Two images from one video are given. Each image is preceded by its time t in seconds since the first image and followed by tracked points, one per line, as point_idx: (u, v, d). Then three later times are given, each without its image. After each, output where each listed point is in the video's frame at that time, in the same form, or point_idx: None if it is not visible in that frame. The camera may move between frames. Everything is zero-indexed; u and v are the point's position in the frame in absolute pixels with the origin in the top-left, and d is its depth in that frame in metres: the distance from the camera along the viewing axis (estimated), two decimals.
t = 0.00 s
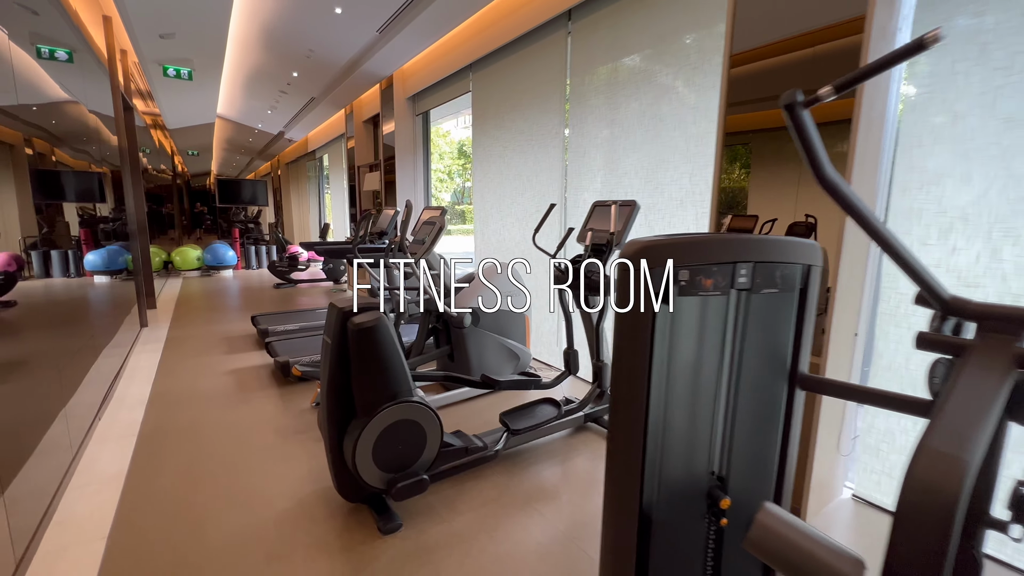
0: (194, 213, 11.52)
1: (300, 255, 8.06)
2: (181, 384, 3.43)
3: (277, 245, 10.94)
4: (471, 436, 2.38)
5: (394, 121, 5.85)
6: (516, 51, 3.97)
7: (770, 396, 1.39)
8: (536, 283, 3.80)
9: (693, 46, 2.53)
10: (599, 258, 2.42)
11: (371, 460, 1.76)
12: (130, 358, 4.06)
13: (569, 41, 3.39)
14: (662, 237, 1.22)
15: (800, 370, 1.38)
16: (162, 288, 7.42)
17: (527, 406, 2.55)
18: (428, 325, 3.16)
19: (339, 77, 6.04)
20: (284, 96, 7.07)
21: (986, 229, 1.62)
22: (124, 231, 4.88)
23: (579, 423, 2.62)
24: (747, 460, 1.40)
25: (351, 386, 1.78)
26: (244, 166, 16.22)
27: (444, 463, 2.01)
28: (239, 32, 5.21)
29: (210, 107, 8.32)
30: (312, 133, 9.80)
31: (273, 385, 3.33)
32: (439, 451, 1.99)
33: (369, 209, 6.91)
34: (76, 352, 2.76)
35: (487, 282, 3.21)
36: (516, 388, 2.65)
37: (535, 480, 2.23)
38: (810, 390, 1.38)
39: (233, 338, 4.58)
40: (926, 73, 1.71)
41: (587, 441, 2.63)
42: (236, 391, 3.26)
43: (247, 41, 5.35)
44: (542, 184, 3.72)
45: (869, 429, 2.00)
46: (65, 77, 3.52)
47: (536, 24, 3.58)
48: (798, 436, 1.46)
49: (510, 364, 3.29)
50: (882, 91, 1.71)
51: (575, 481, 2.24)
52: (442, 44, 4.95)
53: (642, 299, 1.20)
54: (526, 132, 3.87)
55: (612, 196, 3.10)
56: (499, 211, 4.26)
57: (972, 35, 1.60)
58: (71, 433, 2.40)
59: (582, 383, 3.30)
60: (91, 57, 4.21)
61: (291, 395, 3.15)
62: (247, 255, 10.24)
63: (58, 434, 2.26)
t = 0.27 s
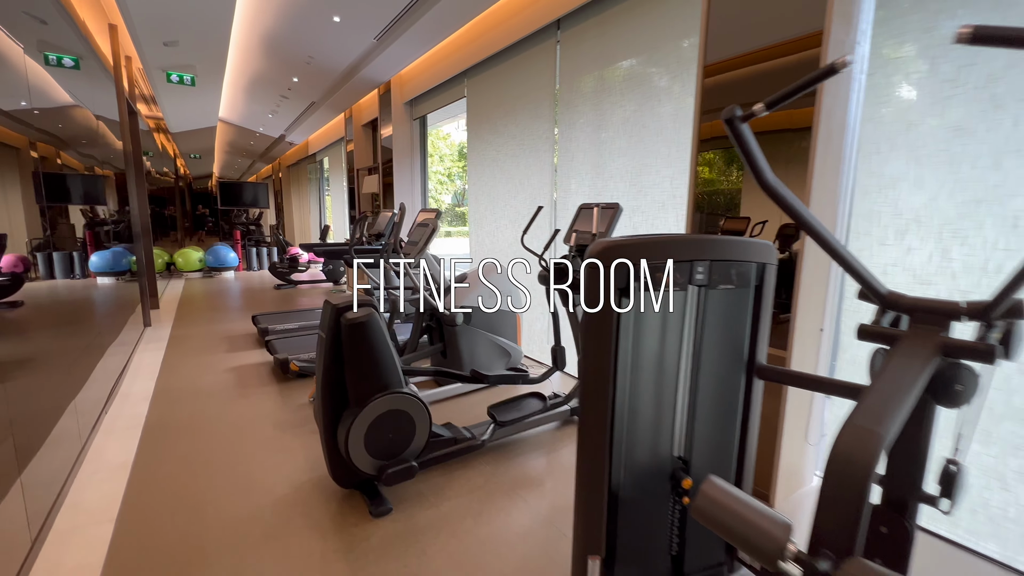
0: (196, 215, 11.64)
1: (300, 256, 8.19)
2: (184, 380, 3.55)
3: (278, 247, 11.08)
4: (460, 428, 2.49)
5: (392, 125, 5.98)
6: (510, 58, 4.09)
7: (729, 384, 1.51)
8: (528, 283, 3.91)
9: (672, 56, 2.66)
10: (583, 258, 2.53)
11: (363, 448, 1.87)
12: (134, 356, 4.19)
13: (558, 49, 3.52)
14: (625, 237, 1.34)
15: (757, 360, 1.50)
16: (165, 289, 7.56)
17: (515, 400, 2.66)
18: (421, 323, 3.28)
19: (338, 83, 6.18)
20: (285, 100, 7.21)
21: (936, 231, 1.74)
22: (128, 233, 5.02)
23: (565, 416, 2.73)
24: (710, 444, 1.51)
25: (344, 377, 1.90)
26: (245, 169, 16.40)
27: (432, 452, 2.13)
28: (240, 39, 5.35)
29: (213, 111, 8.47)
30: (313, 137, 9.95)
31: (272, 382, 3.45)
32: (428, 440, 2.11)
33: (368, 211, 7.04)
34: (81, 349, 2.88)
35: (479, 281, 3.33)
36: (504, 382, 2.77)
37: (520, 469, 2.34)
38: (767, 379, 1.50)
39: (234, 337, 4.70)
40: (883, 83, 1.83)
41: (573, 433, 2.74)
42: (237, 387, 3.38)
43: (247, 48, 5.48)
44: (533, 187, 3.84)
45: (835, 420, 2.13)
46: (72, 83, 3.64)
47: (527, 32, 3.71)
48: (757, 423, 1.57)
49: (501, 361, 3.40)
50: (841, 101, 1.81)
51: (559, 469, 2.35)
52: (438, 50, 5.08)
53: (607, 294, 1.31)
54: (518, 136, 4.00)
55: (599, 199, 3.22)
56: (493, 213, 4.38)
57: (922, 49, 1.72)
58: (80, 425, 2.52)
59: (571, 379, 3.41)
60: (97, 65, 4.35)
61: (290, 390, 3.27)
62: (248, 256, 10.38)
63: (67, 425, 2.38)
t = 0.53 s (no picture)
0: (197, 215, 11.79)
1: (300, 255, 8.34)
2: (188, 372, 3.70)
3: (278, 246, 11.23)
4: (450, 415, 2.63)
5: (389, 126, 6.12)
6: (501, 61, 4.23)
7: (690, 367, 1.66)
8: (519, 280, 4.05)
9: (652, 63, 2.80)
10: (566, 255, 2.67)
11: (356, 429, 2.01)
12: (139, 350, 4.34)
13: (546, 55, 3.67)
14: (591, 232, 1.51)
15: (716, 346, 1.65)
16: (167, 287, 7.71)
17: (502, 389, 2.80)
18: (415, 317, 3.43)
19: (336, 85, 6.33)
20: (285, 102, 7.36)
21: (886, 227, 1.88)
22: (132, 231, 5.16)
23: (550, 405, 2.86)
24: (672, 422, 1.66)
25: (339, 364, 2.04)
26: (246, 169, 16.55)
27: (422, 435, 2.27)
28: (240, 43, 5.50)
29: (214, 112, 8.62)
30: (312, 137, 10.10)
31: (273, 373, 3.59)
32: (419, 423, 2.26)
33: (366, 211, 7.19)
34: (89, 342, 3.02)
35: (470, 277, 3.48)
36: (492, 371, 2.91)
37: (506, 452, 2.48)
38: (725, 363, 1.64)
39: (236, 332, 4.85)
40: (838, 88, 1.97)
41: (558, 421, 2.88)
42: (239, 378, 3.53)
43: (248, 51, 5.62)
44: (524, 186, 3.98)
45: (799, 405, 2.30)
46: (77, 86, 3.78)
47: (517, 37, 3.84)
48: (718, 405, 1.71)
49: (492, 354, 3.53)
50: (801, 107, 1.94)
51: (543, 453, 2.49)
52: (434, 54, 5.23)
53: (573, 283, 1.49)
54: (509, 138, 4.14)
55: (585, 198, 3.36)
56: (486, 212, 4.53)
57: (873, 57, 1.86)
58: (90, 412, 2.67)
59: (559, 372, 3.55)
60: (102, 68, 4.49)
61: (290, 381, 3.42)
62: (249, 255, 10.53)
63: (78, 412, 2.53)
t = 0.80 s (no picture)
0: (197, 213, 11.93)
1: (299, 252, 8.48)
2: (190, 364, 3.85)
3: (278, 243, 11.37)
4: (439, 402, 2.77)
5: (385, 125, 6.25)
6: (493, 63, 4.36)
7: (652, 352, 1.82)
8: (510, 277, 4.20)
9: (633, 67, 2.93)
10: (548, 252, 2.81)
11: (349, 413, 2.16)
12: (143, 343, 4.49)
13: (535, 58, 3.80)
14: (562, 229, 1.64)
15: (678, 334, 1.80)
16: (168, 283, 7.86)
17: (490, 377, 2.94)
18: (408, 312, 3.57)
19: (334, 85, 6.45)
20: (283, 102, 7.49)
21: (841, 225, 2.02)
22: (134, 229, 5.30)
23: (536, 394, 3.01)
24: (636, 403, 1.83)
25: (332, 352, 2.18)
26: (245, 167, 16.68)
27: (412, 420, 2.42)
28: (239, 45, 5.63)
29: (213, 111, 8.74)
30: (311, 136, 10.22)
31: (272, 365, 3.74)
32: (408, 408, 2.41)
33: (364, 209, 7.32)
34: (95, 334, 3.16)
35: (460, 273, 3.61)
36: (479, 362, 3.06)
37: (493, 437, 2.62)
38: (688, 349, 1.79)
39: (236, 327, 4.99)
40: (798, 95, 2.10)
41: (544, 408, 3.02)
42: (239, 370, 3.67)
43: (247, 52, 5.75)
44: (514, 185, 4.12)
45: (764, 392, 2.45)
46: (81, 87, 3.90)
47: (507, 40, 3.97)
48: (681, 389, 1.86)
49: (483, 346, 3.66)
50: (763, 111, 2.10)
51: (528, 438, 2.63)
52: (429, 55, 5.35)
53: (544, 276, 1.63)
54: (500, 138, 4.28)
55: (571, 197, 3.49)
56: (479, 210, 4.67)
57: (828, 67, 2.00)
58: (99, 400, 2.82)
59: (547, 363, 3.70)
60: (105, 70, 4.62)
61: (288, 372, 3.57)
62: (249, 252, 10.68)
63: (87, 399, 2.68)
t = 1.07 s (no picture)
0: (205, 216, 12.18)
1: (305, 254, 8.68)
2: (199, 361, 4.02)
3: (284, 245, 11.58)
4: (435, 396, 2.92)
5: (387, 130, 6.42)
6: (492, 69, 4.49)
7: (626, 347, 1.98)
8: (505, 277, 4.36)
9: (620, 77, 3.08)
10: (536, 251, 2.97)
11: (348, 403, 2.31)
12: (153, 342, 4.67)
13: (528, 67, 3.96)
14: (541, 232, 1.79)
15: (652, 331, 1.90)
16: (177, 285, 8.07)
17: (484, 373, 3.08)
18: (407, 311, 3.72)
19: (337, 92, 6.64)
20: (289, 108, 7.69)
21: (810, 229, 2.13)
22: (145, 232, 5.49)
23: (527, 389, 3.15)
24: (611, 394, 1.98)
25: (332, 347, 2.33)
26: (251, 170, 16.95)
27: (407, 412, 2.56)
28: (247, 53, 5.82)
29: (221, 117, 8.95)
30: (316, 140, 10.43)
31: (277, 362, 3.90)
32: (403, 400, 2.55)
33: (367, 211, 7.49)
34: (110, 331, 3.33)
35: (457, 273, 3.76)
36: (473, 358, 3.20)
37: (485, 428, 2.76)
38: (663, 346, 1.87)
39: (242, 326, 5.17)
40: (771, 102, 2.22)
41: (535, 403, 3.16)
42: (245, 367, 3.84)
43: (253, 60, 5.93)
44: (509, 188, 4.27)
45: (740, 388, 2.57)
46: (95, 96, 4.07)
47: (504, 48, 4.10)
48: (656, 385, 1.97)
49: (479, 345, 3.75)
50: (737, 117, 2.17)
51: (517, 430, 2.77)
52: (429, 63, 5.52)
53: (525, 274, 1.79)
54: (497, 143, 4.42)
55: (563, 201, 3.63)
56: (476, 213, 4.82)
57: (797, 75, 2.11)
58: (114, 394, 2.99)
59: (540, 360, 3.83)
60: (118, 79, 4.81)
61: (293, 369, 3.73)
62: (256, 254, 10.90)
63: (104, 392, 2.85)
